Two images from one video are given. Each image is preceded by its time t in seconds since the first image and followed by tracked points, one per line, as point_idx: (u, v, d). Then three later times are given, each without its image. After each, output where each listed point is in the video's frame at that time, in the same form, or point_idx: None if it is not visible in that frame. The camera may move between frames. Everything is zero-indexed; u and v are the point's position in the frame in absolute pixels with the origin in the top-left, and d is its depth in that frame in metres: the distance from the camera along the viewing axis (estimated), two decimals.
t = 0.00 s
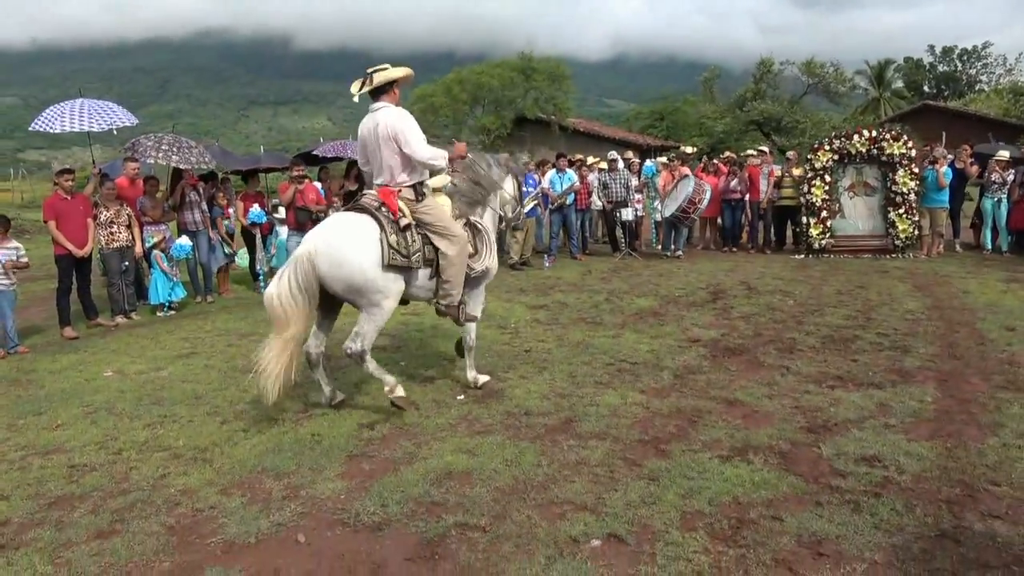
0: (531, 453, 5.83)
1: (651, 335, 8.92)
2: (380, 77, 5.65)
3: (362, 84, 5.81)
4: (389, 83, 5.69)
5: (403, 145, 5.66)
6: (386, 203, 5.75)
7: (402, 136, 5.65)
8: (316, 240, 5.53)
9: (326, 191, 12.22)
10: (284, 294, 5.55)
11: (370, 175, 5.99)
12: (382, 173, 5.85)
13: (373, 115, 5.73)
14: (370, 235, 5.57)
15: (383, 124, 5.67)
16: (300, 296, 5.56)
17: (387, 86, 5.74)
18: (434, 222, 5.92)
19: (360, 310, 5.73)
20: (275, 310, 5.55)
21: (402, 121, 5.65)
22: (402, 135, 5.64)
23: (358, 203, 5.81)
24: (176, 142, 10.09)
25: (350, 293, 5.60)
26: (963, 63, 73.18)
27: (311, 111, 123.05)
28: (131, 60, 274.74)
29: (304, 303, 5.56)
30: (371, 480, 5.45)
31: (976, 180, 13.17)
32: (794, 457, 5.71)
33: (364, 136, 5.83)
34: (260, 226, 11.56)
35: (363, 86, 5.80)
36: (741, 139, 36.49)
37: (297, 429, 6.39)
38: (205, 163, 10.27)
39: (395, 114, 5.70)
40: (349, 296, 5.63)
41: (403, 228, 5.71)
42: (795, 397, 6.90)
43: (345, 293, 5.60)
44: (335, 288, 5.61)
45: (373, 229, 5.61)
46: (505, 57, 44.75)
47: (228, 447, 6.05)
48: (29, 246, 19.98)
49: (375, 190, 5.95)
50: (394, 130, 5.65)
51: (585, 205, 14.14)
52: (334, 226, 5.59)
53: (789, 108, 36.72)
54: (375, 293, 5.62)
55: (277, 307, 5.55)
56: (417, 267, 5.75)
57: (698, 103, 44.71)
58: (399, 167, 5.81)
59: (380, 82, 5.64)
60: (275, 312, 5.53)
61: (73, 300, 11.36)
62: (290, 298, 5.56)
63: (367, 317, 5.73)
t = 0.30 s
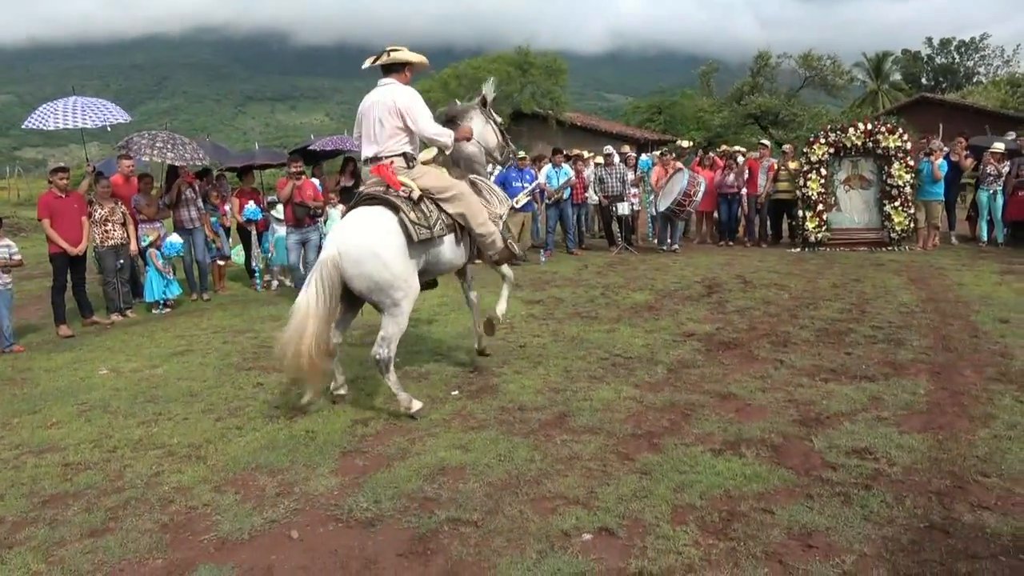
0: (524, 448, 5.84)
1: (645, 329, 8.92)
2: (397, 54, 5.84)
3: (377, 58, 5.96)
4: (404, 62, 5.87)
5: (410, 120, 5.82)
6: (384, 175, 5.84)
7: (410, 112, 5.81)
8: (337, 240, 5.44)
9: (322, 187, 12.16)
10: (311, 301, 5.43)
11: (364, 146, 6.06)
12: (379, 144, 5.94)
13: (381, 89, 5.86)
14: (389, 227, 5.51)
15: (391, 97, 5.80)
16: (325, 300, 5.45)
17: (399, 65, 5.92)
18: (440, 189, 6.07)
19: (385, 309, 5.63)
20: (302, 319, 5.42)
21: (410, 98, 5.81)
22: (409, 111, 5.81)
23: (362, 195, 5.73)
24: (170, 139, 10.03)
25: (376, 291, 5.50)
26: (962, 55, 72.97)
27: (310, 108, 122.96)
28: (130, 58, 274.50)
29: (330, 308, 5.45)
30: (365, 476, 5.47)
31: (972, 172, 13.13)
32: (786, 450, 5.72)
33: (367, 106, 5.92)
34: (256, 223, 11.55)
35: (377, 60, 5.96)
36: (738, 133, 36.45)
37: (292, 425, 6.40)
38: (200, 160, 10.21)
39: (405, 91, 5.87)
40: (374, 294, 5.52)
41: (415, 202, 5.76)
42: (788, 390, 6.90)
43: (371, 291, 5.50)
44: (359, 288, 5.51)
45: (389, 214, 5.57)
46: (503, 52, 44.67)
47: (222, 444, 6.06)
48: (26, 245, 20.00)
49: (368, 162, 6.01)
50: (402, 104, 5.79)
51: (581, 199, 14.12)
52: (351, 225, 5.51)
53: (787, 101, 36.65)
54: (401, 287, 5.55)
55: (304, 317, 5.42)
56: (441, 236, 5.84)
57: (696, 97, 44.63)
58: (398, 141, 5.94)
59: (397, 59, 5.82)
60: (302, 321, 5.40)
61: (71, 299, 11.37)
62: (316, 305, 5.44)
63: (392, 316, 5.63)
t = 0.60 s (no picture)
0: (511, 444, 5.84)
1: (632, 323, 8.94)
2: (384, 74, 5.82)
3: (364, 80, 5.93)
4: (392, 79, 5.85)
5: (410, 134, 5.80)
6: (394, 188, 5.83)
7: (409, 127, 5.80)
8: (339, 234, 5.47)
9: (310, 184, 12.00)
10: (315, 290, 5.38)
11: (370, 167, 6.04)
12: (386, 163, 5.93)
13: (375, 109, 5.84)
14: (392, 225, 5.54)
15: (387, 115, 5.79)
16: (329, 292, 5.41)
17: (389, 82, 5.90)
18: (441, 204, 6.03)
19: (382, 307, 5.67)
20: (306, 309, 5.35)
21: (406, 113, 5.80)
22: (408, 125, 5.79)
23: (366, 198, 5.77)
24: (151, 139, 9.86)
25: (374, 288, 5.54)
26: (947, 46, 73.37)
27: (296, 107, 122.48)
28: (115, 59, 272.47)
29: (333, 300, 5.41)
30: (352, 475, 5.46)
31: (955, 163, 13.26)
32: (770, 441, 5.75)
33: (364, 128, 5.90)
34: (242, 223, 11.48)
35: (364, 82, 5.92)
36: (725, 127, 36.56)
37: (278, 425, 6.38)
38: (183, 159, 10.04)
39: (398, 107, 5.85)
40: (371, 291, 5.56)
41: (418, 212, 5.76)
42: (773, 382, 6.94)
43: (369, 288, 5.53)
44: (357, 284, 5.54)
45: (393, 215, 5.58)
46: (490, 48, 44.60)
47: (209, 445, 6.04)
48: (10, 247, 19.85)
49: (375, 182, 5.99)
50: (400, 121, 5.79)
51: (568, 195, 14.12)
52: (352, 220, 5.54)
53: (773, 94, 36.78)
54: (398, 286, 5.59)
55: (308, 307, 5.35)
56: (438, 248, 5.84)
57: (683, 91, 44.70)
58: (403, 157, 5.92)
59: (385, 78, 5.80)
60: (305, 311, 5.33)
61: (56, 302, 11.29)
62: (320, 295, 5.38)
63: (386, 314, 5.67)
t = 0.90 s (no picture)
0: (500, 445, 5.84)
1: (620, 323, 8.95)
2: (388, 46, 5.92)
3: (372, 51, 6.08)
4: (395, 53, 5.94)
5: (398, 107, 5.82)
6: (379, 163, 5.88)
7: (398, 100, 5.82)
8: (324, 238, 5.38)
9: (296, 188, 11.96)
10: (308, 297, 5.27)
11: (363, 138, 6.14)
12: (375, 135, 6.01)
13: (373, 80, 5.94)
14: (375, 224, 5.52)
15: (381, 87, 5.87)
16: (320, 299, 5.29)
17: (392, 56, 6.00)
18: (423, 191, 6.03)
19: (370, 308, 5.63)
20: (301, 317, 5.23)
21: (399, 86, 5.84)
22: (398, 99, 5.82)
23: (345, 193, 5.73)
24: (134, 143, 9.74)
25: (362, 289, 5.49)
26: (929, 43, 74.00)
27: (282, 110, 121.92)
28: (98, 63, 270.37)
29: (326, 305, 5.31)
30: (339, 479, 5.43)
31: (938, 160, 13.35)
32: (757, 438, 5.77)
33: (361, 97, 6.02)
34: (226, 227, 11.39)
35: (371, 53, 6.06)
36: (710, 126, 36.72)
37: (265, 430, 6.34)
38: (166, 164, 9.93)
39: (394, 80, 5.90)
40: (359, 293, 5.51)
41: (396, 204, 5.74)
42: (760, 379, 6.96)
43: (358, 290, 5.48)
44: (345, 287, 5.47)
45: (371, 211, 5.57)
46: (476, 49, 44.58)
47: (195, 451, 6.00)
48: None
49: (364, 153, 6.08)
50: (391, 93, 5.83)
51: (554, 195, 14.12)
52: (334, 223, 5.48)
53: (758, 93, 36.96)
54: (386, 286, 5.57)
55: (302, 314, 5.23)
56: (421, 239, 5.82)
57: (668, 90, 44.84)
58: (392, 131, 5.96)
59: (387, 50, 5.89)
60: (300, 320, 5.20)
61: (40, 308, 11.18)
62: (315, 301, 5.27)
63: (374, 315, 5.63)
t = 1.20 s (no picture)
0: (493, 450, 5.81)
1: (613, 327, 8.94)
2: (393, 61, 5.86)
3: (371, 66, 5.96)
4: (399, 69, 5.90)
5: (412, 126, 5.80)
6: (389, 184, 5.74)
7: (411, 119, 5.79)
8: (317, 238, 5.45)
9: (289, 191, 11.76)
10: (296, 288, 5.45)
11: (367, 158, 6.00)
12: (384, 154, 5.90)
13: (379, 98, 5.86)
14: (371, 224, 5.55)
15: (391, 104, 5.81)
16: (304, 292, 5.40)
17: (394, 72, 5.93)
18: (432, 214, 5.95)
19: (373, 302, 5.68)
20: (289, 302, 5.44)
21: (410, 104, 5.81)
22: (411, 117, 5.79)
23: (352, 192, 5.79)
24: (125, 144, 9.65)
25: (361, 286, 5.54)
26: (919, 50, 74.57)
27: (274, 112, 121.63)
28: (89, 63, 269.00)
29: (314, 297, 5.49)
30: (331, 483, 5.39)
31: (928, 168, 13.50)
32: (750, 443, 5.77)
33: (365, 116, 5.89)
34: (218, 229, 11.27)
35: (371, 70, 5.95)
36: (702, 130, 36.86)
37: (256, 434, 6.30)
38: (158, 165, 9.85)
39: (402, 97, 5.87)
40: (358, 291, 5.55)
41: (401, 212, 5.73)
42: (753, 384, 6.97)
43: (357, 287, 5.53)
44: (345, 285, 5.54)
45: (372, 213, 5.60)
46: (469, 52, 44.61)
47: (185, 455, 5.94)
48: None
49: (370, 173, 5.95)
50: (404, 111, 5.79)
51: (548, 199, 14.12)
52: (329, 224, 5.54)
53: (750, 98, 37.13)
54: (385, 282, 5.60)
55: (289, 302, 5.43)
56: (419, 251, 5.77)
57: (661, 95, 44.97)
58: (402, 150, 5.89)
59: (393, 67, 5.83)
60: (280, 307, 5.33)
61: (28, 310, 11.07)
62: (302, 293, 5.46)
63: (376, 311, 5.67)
